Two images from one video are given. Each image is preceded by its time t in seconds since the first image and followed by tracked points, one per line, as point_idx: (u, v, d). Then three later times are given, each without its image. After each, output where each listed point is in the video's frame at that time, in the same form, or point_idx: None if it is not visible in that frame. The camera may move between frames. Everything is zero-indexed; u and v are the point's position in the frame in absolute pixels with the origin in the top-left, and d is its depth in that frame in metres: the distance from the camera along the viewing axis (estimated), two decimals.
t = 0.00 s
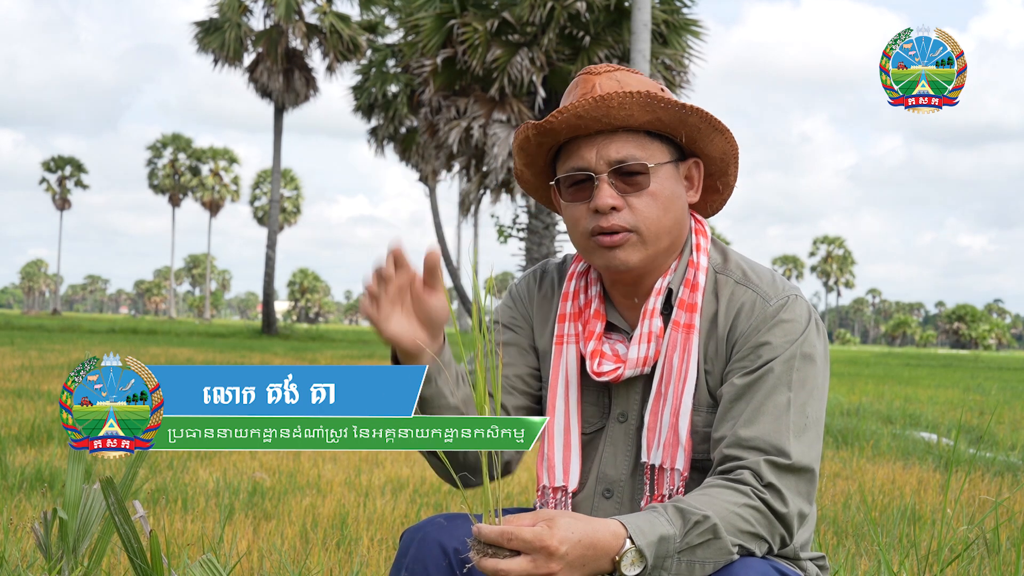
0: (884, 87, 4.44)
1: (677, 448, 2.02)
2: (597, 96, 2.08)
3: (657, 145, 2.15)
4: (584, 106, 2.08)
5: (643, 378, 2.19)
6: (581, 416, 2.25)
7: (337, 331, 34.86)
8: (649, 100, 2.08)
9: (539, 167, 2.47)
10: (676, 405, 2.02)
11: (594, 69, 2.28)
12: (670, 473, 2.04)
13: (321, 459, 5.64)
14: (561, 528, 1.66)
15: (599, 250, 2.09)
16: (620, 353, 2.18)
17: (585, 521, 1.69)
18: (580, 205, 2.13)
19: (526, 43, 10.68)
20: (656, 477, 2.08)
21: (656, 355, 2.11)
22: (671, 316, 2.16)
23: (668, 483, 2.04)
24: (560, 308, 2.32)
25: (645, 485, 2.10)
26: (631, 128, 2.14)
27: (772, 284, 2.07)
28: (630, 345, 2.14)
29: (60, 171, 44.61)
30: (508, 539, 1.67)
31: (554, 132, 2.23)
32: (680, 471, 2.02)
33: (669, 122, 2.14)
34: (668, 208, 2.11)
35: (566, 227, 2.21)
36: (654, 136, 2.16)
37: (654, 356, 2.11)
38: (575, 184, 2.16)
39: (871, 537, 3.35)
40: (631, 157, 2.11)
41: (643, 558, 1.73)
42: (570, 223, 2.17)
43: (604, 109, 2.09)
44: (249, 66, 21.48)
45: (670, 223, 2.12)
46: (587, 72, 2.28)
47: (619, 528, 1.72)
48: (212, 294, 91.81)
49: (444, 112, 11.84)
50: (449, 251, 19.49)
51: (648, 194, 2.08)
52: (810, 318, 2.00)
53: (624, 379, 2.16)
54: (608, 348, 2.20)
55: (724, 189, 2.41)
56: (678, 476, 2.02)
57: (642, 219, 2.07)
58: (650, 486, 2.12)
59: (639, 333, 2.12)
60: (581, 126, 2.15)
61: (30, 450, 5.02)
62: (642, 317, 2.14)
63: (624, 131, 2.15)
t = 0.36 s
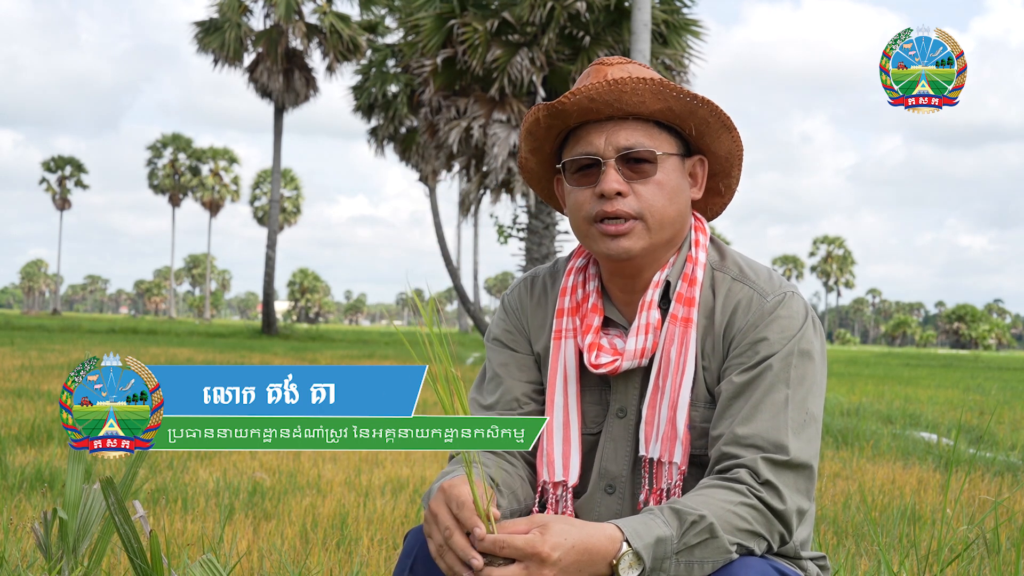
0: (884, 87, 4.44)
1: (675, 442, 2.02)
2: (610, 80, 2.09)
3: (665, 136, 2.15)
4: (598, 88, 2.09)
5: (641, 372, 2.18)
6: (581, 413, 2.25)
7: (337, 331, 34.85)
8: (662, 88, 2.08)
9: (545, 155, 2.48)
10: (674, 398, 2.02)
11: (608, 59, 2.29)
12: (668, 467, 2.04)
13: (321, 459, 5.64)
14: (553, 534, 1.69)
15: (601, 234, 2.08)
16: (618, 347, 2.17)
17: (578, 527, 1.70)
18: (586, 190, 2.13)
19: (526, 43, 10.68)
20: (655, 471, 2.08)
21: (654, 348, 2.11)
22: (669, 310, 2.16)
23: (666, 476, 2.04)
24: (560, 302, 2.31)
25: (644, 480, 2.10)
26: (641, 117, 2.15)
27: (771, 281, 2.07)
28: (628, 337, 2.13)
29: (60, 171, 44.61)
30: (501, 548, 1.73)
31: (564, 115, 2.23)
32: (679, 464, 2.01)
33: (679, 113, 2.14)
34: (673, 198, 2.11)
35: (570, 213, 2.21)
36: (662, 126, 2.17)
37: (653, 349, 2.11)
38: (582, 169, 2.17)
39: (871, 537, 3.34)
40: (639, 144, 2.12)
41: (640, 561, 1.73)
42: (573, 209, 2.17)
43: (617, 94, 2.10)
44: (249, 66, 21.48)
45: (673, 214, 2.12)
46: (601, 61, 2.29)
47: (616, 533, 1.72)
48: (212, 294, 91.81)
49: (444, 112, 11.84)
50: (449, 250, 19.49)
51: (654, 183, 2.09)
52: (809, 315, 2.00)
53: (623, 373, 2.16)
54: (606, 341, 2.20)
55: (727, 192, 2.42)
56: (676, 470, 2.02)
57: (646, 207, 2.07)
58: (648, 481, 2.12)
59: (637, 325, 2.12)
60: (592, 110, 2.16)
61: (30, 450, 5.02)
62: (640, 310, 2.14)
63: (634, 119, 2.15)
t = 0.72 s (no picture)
0: (884, 87, 4.44)
1: (674, 445, 2.02)
2: (602, 86, 2.09)
3: (659, 140, 2.15)
4: (589, 94, 2.09)
5: (640, 375, 2.18)
6: (580, 416, 2.25)
7: (337, 331, 34.84)
8: (655, 93, 2.08)
9: (540, 159, 2.47)
10: (672, 402, 2.02)
11: (600, 64, 2.29)
12: (668, 470, 2.04)
13: (321, 459, 5.64)
14: (549, 528, 1.69)
15: (596, 240, 2.08)
16: (616, 351, 2.18)
17: (575, 521, 1.70)
18: (580, 196, 2.13)
19: (526, 43, 10.68)
20: (654, 474, 2.08)
21: (652, 351, 2.11)
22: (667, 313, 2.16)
23: (666, 479, 2.04)
24: (557, 307, 2.31)
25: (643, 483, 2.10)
26: (633, 121, 2.15)
27: (767, 282, 2.07)
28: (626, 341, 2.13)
29: (60, 171, 44.60)
30: (497, 539, 1.76)
31: (557, 121, 2.23)
32: (678, 468, 2.01)
33: (672, 117, 2.14)
34: (668, 202, 2.11)
35: (564, 218, 2.21)
36: (656, 130, 2.17)
37: (651, 352, 2.11)
38: (576, 174, 2.16)
39: (871, 537, 3.34)
40: (632, 149, 2.11)
41: (639, 559, 1.73)
42: (568, 215, 2.17)
43: (609, 99, 2.09)
44: (249, 66, 21.47)
45: (668, 217, 2.12)
46: (593, 66, 2.29)
47: (614, 529, 1.72)
48: (212, 294, 91.81)
49: (444, 112, 11.84)
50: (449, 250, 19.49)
51: (648, 187, 2.08)
52: (806, 316, 2.00)
53: (621, 377, 2.15)
54: (605, 345, 2.20)
55: (723, 192, 2.42)
56: (675, 473, 2.02)
57: (640, 212, 2.07)
58: (649, 484, 2.12)
59: (634, 329, 2.12)
60: (584, 116, 2.16)
61: (30, 450, 5.02)
62: (638, 313, 2.14)
63: (627, 123, 2.15)
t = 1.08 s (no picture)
0: (884, 87, 4.44)
1: (673, 445, 2.02)
2: (599, 87, 2.10)
3: (658, 140, 2.15)
4: (587, 95, 2.10)
5: (640, 374, 2.18)
6: (580, 416, 2.25)
7: (337, 331, 34.83)
8: (652, 93, 2.08)
9: (540, 158, 2.48)
10: (672, 400, 2.02)
11: (599, 63, 2.29)
12: (666, 469, 2.04)
13: (321, 459, 5.64)
14: (555, 531, 1.68)
15: (595, 241, 2.08)
16: (616, 349, 2.18)
17: (580, 524, 1.70)
18: (579, 196, 2.13)
19: (526, 43, 10.68)
20: (653, 473, 2.08)
21: (652, 349, 2.11)
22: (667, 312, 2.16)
23: (664, 478, 2.04)
24: (557, 306, 2.32)
25: (642, 482, 2.10)
26: (632, 121, 2.15)
27: (766, 281, 2.07)
28: (625, 340, 2.13)
29: (60, 171, 44.60)
30: (502, 544, 1.73)
31: (555, 121, 2.24)
32: (676, 467, 2.01)
33: (670, 117, 2.14)
34: (666, 202, 2.11)
35: (563, 218, 2.21)
36: (654, 131, 2.16)
37: (650, 351, 2.10)
38: (574, 174, 2.16)
39: (871, 537, 3.34)
40: (630, 150, 2.11)
41: (639, 561, 1.73)
42: (567, 216, 2.18)
43: (606, 100, 2.10)
44: (249, 66, 21.48)
45: (667, 218, 2.12)
46: (592, 65, 2.29)
47: (616, 531, 1.72)
48: (212, 294, 91.80)
49: (444, 112, 11.84)
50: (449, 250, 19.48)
51: (646, 188, 2.08)
52: (805, 315, 2.00)
53: (620, 375, 2.15)
54: (604, 344, 2.20)
55: (723, 191, 2.41)
56: (673, 472, 2.02)
57: (639, 212, 2.07)
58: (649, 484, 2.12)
59: (633, 327, 2.12)
60: (582, 116, 2.16)
61: (30, 450, 5.02)
62: (637, 312, 2.14)
63: (625, 124, 2.15)
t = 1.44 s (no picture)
0: (884, 87, 4.44)
1: (673, 447, 2.02)
2: (592, 96, 2.08)
3: (653, 146, 2.14)
4: (580, 105, 2.08)
5: (639, 376, 2.18)
6: (579, 418, 2.25)
7: (337, 331, 34.81)
8: (646, 101, 2.07)
9: (535, 163, 2.47)
10: (672, 403, 2.03)
11: (591, 67, 2.28)
12: (667, 472, 2.05)
13: (321, 459, 5.64)
14: (552, 530, 1.69)
15: (594, 252, 2.09)
16: (616, 353, 2.18)
17: (576, 522, 1.70)
18: (576, 206, 2.13)
19: (526, 43, 10.68)
20: (653, 475, 2.09)
21: (651, 352, 2.11)
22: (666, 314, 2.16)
23: (665, 481, 2.05)
24: (556, 309, 2.31)
25: (643, 485, 2.10)
26: (626, 129, 2.14)
27: (766, 282, 2.07)
28: (625, 343, 2.13)
29: (60, 170, 44.60)
30: (499, 545, 1.74)
31: (549, 131, 2.23)
32: (677, 470, 2.02)
33: (665, 123, 2.13)
34: (664, 209, 2.11)
35: (561, 226, 2.22)
36: (649, 137, 2.15)
37: (650, 354, 2.11)
38: (571, 184, 2.16)
39: (871, 537, 3.34)
40: (626, 158, 2.11)
41: (639, 559, 1.73)
42: (565, 225, 2.18)
43: (600, 109, 2.08)
44: (249, 66, 21.48)
45: (664, 223, 2.13)
46: (584, 70, 2.28)
47: (614, 530, 1.72)
48: (212, 294, 91.79)
49: (444, 112, 11.84)
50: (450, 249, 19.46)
51: (643, 196, 2.08)
52: (804, 315, 2.00)
53: (621, 378, 2.15)
54: (603, 347, 2.20)
55: (720, 189, 2.41)
56: (673, 475, 2.03)
57: (636, 221, 2.08)
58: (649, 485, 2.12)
59: (633, 331, 2.12)
60: (577, 125, 2.15)
61: (30, 450, 5.02)
62: (637, 314, 2.14)
63: (620, 131, 2.14)
